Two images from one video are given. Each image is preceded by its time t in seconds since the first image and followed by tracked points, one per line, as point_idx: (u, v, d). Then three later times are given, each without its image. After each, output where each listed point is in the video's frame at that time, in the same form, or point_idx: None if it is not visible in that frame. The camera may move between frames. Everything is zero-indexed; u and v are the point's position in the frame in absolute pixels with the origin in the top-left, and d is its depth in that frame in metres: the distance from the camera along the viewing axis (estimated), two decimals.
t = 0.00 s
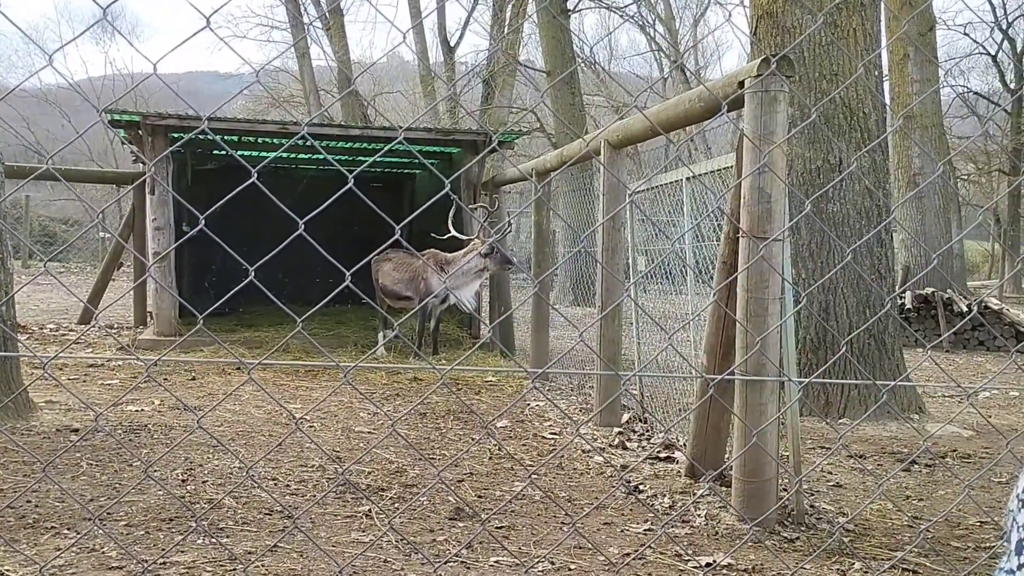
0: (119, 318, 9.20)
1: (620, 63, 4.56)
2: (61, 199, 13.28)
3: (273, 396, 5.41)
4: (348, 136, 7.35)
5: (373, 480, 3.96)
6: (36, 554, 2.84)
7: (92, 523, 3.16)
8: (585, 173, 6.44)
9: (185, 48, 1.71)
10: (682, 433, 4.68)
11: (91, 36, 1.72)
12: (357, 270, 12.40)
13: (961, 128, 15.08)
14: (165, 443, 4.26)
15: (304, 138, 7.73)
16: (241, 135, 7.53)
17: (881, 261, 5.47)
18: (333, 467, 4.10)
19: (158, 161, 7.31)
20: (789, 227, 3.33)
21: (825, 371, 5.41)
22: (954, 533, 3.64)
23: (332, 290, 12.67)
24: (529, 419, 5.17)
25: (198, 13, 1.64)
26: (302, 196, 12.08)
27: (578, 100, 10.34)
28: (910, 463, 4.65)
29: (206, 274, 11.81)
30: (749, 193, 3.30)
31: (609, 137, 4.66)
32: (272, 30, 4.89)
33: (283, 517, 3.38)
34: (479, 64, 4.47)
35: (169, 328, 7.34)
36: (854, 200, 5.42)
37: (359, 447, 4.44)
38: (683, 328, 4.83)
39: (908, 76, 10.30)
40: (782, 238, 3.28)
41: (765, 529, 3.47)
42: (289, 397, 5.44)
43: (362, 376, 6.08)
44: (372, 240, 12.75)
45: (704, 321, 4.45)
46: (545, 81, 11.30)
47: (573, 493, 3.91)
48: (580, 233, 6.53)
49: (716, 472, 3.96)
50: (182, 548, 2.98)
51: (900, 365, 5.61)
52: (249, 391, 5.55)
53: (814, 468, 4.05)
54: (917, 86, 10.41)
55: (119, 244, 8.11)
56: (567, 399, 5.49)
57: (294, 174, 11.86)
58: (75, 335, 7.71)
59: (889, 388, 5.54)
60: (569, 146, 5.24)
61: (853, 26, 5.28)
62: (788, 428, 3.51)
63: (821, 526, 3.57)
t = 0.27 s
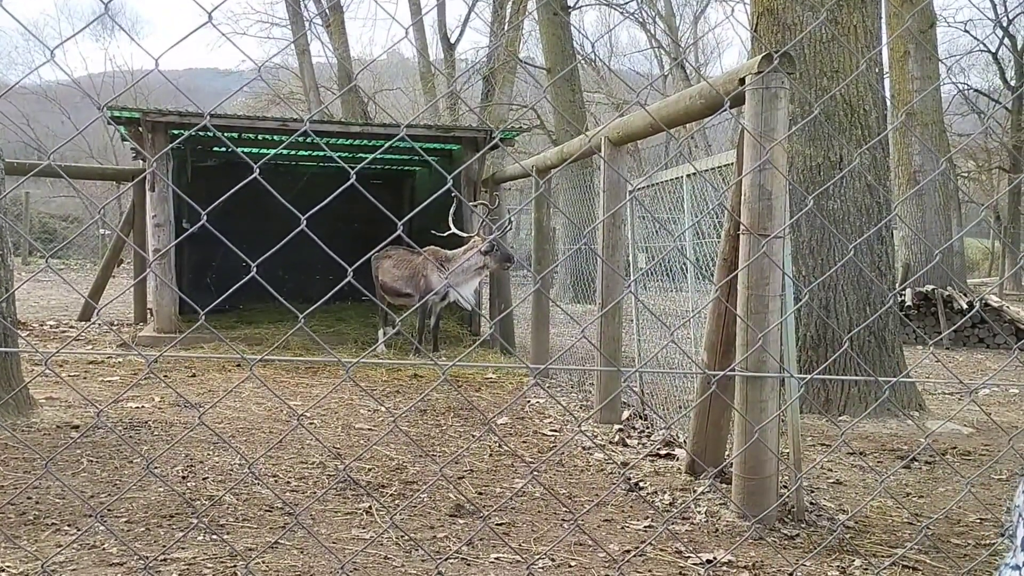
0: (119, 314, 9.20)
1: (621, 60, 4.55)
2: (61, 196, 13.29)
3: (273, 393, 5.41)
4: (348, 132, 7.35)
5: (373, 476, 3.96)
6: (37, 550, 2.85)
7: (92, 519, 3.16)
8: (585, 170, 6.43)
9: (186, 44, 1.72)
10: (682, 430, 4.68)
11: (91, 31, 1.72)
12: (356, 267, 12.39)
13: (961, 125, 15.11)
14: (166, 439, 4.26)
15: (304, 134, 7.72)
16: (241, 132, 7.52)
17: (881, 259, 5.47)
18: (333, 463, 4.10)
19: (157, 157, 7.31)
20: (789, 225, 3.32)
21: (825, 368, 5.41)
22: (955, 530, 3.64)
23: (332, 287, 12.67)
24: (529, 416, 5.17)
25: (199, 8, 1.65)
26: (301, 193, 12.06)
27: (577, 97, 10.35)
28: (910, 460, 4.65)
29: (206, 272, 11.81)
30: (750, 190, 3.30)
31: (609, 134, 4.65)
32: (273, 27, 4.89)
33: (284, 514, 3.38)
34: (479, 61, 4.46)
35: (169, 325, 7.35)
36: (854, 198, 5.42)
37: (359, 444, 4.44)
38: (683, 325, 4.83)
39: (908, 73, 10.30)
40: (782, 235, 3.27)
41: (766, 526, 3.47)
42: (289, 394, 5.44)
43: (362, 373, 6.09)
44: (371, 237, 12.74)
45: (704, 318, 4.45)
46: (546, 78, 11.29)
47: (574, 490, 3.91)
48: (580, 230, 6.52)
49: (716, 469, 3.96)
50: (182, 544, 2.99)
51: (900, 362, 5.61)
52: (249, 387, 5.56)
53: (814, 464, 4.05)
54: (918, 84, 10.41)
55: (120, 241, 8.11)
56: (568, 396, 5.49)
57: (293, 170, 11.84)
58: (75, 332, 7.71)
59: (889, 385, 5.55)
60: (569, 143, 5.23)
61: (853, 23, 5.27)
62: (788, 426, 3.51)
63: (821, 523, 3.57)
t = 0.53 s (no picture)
0: (118, 312, 9.19)
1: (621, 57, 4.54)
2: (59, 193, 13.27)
3: (273, 390, 5.41)
4: (347, 130, 7.34)
5: (373, 474, 3.96)
6: (37, 547, 2.84)
7: (92, 516, 3.16)
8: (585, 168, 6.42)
9: (187, 41, 1.72)
10: (681, 427, 4.68)
11: (90, 29, 1.72)
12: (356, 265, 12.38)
13: (960, 123, 15.11)
14: (165, 437, 4.26)
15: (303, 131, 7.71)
16: (240, 129, 7.51)
17: (881, 256, 5.47)
18: (333, 461, 4.10)
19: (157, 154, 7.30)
20: (789, 222, 3.32)
21: (824, 366, 5.41)
22: (954, 527, 3.64)
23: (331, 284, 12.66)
24: (529, 414, 5.17)
25: (199, 5, 1.65)
26: (301, 190, 12.04)
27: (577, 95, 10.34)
28: (910, 458, 4.65)
29: (206, 269, 11.80)
30: (749, 188, 3.30)
31: (609, 132, 4.64)
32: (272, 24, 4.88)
33: (284, 512, 3.38)
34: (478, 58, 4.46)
35: (169, 322, 7.34)
36: (854, 195, 5.42)
37: (358, 442, 4.44)
38: (683, 322, 4.83)
39: (908, 71, 10.30)
40: (782, 232, 3.27)
41: (765, 523, 3.47)
42: (289, 392, 5.44)
43: (362, 371, 6.08)
44: (371, 235, 12.73)
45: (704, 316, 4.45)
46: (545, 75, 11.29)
47: (573, 487, 3.91)
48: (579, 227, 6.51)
49: (716, 466, 3.96)
50: (182, 541, 2.99)
51: (900, 359, 5.61)
52: (249, 385, 5.55)
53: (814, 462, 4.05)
54: (917, 81, 10.41)
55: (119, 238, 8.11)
56: (567, 393, 5.49)
57: (293, 167, 11.83)
58: (74, 329, 7.71)
59: (888, 383, 5.55)
60: (569, 140, 5.23)
61: (853, 21, 5.27)
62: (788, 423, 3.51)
63: (821, 520, 3.57)
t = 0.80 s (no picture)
0: (118, 312, 9.20)
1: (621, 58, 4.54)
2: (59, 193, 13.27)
3: (273, 390, 5.41)
4: (347, 130, 7.35)
5: (373, 474, 3.97)
6: (38, 548, 2.85)
7: (92, 517, 3.17)
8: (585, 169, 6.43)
9: (187, 44, 1.72)
10: (681, 428, 4.69)
11: (91, 32, 1.73)
12: (356, 265, 12.40)
13: (961, 123, 15.12)
14: (165, 437, 4.27)
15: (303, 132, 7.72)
16: (241, 129, 7.52)
17: (880, 257, 5.48)
18: (332, 461, 4.11)
19: (157, 155, 7.31)
20: (789, 223, 3.33)
21: (824, 367, 5.42)
22: (952, 528, 3.65)
23: (331, 284, 12.67)
24: (528, 415, 5.18)
25: (199, 7, 1.66)
26: (301, 190, 12.05)
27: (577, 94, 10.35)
28: (909, 458, 4.65)
29: (207, 269, 11.82)
30: (749, 189, 3.30)
31: (609, 133, 4.65)
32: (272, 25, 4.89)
33: (284, 512, 3.39)
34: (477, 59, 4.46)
35: (169, 322, 7.35)
36: (853, 196, 5.43)
37: (358, 442, 4.44)
38: (682, 323, 4.83)
39: (908, 71, 10.31)
40: (781, 234, 3.28)
41: (765, 524, 3.48)
42: (289, 392, 5.44)
43: (362, 371, 6.09)
44: (371, 235, 12.74)
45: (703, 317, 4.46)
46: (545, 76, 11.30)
47: (573, 488, 3.91)
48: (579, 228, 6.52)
49: (715, 467, 3.97)
50: (182, 542, 3.00)
51: (899, 360, 5.61)
52: (249, 385, 5.56)
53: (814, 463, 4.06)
54: (917, 82, 10.42)
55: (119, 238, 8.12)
56: (567, 394, 5.50)
57: (293, 167, 11.84)
58: (75, 329, 7.72)
59: (887, 384, 5.55)
60: (569, 141, 5.23)
61: (853, 22, 5.28)
62: (787, 424, 3.51)
63: (820, 521, 3.58)
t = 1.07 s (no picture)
0: (118, 312, 9.20)
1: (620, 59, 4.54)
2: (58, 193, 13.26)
3: (272, 391, 5.41)
4: (347, 130, 7.34)
5: (371, 475, 3.97)
6: (36, 549, 2.85)
7: (90, 517, 3.16)
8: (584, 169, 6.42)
9: (182, 44, 1.71)
10: (680, 429, 4.68)
11: (86, 32, 1.72)
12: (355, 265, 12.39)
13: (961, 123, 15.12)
14: (164, 438, 4.26)
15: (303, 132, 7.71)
16: (240, 130, 7.52)
17: (880, 257, 5.47)
18: (331, 462, 4.11)
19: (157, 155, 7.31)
20: (788, 224, 3.32)
21: (823, 368, 5.41)
22: (952, 529, 3.64)
23: (331, 285, 12.67)
24: (528, 415, 5.17)
25: (193, 7, 1.65)
26: (300, 190, 12.04)
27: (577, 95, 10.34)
28: (909, 459, 4.65)
29: (207, 269, 11.82)
30: (748, 190, 3.30)
31: (609, 134, 4.64)
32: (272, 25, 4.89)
33: (282, 513, 3.38)
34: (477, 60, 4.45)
35: (168, 322, 7.35)
36: (853, 197, 5.42)
37: (357, 443, 4.44)
38: (682, 324, 4.83)
39: (909, 72, 10.31)
40: (781, 235, 3.27)
41: (764, 525, 3.48)
42: (288, 393, 5.44)
43: (361, 371, 6.09)
44: (370, 235, 12.74)
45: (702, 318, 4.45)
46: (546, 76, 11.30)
47: (572, 489, 3.91)
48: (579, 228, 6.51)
49: (714, 468, 3.97)
50: (180, 543, 2.99)
51: (899, 361, 5.61)
52: (248, 386, 5.56)
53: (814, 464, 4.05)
54: (918, 82, 10.41)
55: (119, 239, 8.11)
56: (566, 395, 5.49)
57: (293, 167, 11.83)
58: (74, 329, 7.71)
59: (887, 385, 5.55)
60: (569, 142, 5.23)
61: (853, 22, 5.27)
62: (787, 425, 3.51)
63: (819, 522, 3.57)
